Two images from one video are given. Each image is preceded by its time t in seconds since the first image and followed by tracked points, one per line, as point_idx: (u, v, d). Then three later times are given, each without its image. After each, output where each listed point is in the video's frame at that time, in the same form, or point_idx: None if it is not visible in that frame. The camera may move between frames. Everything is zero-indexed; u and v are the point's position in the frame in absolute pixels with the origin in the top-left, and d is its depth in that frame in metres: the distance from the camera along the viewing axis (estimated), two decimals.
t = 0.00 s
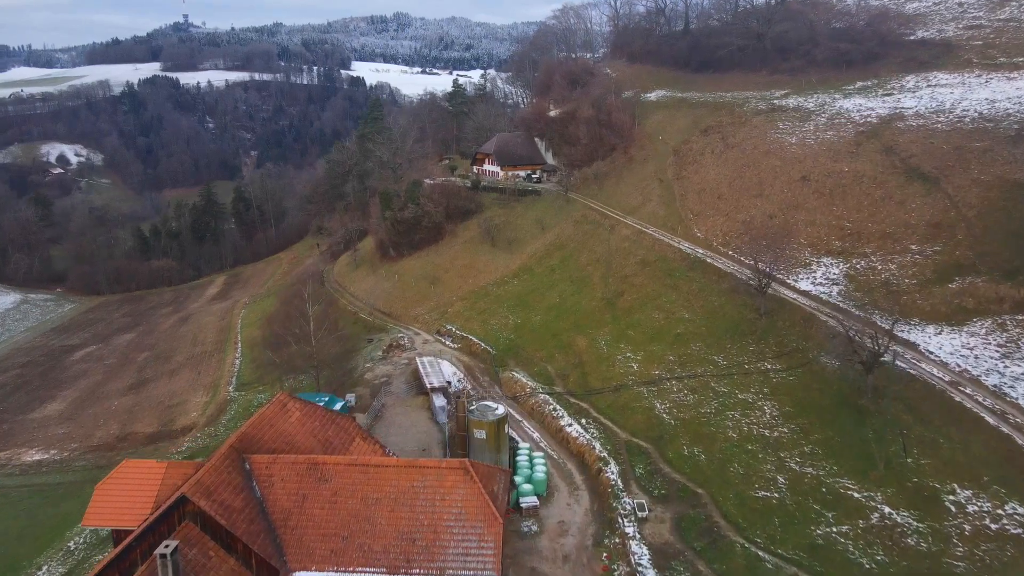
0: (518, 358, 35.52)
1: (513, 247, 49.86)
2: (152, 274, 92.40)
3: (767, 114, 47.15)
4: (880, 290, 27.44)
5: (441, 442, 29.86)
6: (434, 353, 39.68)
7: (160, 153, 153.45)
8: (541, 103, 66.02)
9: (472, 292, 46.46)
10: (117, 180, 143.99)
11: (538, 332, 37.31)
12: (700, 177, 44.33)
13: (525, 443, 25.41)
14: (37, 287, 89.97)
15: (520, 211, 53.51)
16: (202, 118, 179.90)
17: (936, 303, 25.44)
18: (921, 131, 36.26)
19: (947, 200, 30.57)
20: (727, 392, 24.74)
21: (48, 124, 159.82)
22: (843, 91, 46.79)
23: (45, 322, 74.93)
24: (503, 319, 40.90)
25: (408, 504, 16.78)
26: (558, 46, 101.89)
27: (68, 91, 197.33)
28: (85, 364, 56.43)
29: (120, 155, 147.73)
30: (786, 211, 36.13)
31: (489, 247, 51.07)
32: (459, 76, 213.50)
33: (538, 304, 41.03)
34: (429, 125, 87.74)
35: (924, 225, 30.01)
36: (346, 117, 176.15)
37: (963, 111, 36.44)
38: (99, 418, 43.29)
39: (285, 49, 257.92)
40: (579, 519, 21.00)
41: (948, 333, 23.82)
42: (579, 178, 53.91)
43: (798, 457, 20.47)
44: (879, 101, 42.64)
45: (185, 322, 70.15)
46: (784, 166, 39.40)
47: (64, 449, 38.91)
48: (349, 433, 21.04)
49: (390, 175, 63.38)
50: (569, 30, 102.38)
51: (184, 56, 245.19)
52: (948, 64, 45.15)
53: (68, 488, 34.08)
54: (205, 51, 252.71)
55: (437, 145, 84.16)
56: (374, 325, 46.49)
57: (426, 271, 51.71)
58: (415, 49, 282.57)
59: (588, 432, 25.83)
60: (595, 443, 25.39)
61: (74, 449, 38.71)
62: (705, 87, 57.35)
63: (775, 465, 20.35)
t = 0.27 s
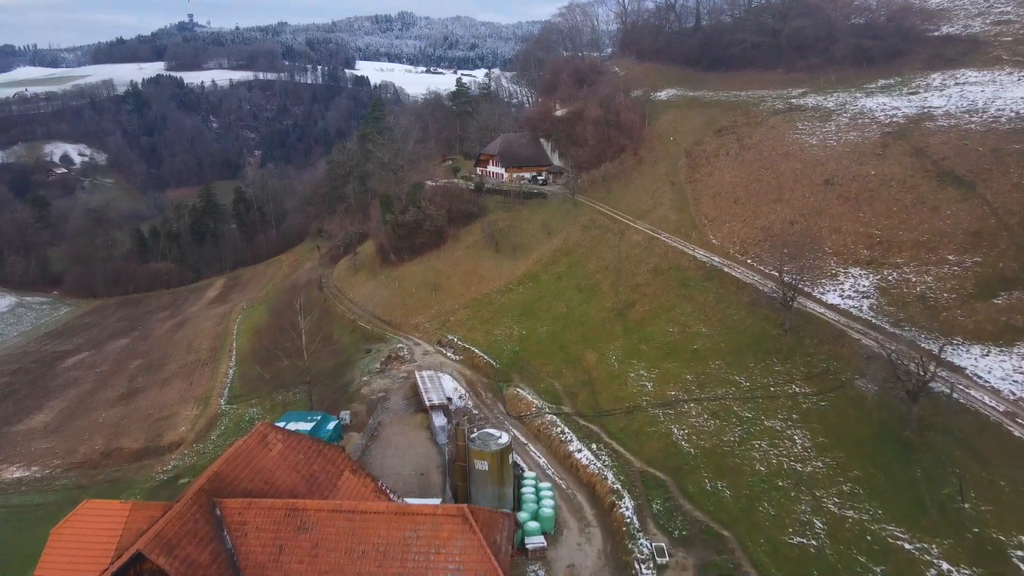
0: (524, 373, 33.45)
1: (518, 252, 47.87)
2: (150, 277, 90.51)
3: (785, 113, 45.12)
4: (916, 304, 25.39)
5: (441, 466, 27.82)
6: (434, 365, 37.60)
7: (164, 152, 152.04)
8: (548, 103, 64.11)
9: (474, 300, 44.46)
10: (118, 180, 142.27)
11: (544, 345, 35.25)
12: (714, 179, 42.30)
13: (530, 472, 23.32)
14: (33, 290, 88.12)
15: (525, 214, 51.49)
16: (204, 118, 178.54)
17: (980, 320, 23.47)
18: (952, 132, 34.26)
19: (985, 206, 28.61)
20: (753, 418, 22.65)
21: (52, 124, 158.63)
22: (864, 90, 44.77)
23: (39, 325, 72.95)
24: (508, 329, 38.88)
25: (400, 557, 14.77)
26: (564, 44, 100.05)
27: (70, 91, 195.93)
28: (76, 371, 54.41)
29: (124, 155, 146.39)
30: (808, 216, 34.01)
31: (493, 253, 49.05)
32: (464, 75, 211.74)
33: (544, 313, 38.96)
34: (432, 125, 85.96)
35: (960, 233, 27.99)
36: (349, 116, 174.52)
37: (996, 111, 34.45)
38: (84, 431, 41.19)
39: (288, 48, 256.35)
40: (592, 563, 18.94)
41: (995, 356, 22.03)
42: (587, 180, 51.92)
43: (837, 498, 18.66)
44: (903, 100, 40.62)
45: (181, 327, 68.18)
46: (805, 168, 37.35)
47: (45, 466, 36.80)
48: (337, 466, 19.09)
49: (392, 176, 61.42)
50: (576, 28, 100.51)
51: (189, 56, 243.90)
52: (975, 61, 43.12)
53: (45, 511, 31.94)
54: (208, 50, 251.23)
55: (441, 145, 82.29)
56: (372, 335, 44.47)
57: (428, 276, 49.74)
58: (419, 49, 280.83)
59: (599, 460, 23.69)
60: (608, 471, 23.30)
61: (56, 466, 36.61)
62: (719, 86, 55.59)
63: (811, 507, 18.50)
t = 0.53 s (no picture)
0: (530, 390, 31.39)
1: (524, 258, 45.88)
2: (149, 279, 88.78)
3: (806, 113, 43.04)
4: (960, 322, 23.38)
5: (441, 493, 25.80)
6: (435, 380, 35.60)
7: (169, 152, 150.68)
8: (555, 102, 62.07)
9: (478, 308, 42.47)
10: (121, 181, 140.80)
11: (552, 360, 33.24)
12: (731, 182, 40.21)
13: (537, 506, 21.34)
14: (31, 292, 86.47)
15: (532, 218, 49.52)
16: (209, 118, 177.08)
17: None
18: (990, 133, 32.16)
19: None
20: (784, 449, 20.64)
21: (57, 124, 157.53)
22: (889, 88, 42.63)
23: (35, 329, 71.20)
24: (513, 341, 36.88)
25: None
26: (571, 42, 97.97)
27: (76, 91, 194.86)
28: (68, 379, 52.56)
29: (129, 155, 145.10)
30: (835, 222, 31.86)
31: (498, 258, 47.05)
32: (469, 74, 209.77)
33: (551, 325, 36.94)
34: (436, 125, 84.02)
35: (1005, 242, 25.92)
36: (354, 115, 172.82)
37: None
38: (70, 445, 39.24)
39: (294, 48, 254.87)
40: None
41: None
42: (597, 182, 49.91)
43: (885, 548, 16.87)
44: (933, 98, 38.48)
45: (179, 331, 66.38)
46: (829, 171, 35.23)
47: (26, 484, 34.84)
48: (323, 507, 17.28)
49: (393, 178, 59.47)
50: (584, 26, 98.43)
51: (194, 55, 242.67)
52: (1008, 58, 40.94)
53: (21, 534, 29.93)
54: (214, 50, 249.96)
55: (446, 146, 80.36)
56: (371, 345, 42.50)
57: (431, 283, 47.81)
58: (424, 48, 278.96)
59: (612, 493, 21.68)
60: (622, 506, 21.28)
61: (38, 484, 34.65)
62: (734, 85, 53.55)
63: (857, 560, 16.68)
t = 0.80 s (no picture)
0: (539, 409, 29.34)
1: (532, 264, 43.85)
2: (150, 281, 87.22)
3: (829, 113, 40.91)
4: (1015, 344, 21.62)
5: (442, 525, 23.72)
6: (438, 396, 33.56)
7: (176, 152, 149.51)
8: (564, 102, 60.05)
9: (484, 318, 40.44)
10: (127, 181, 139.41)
11: (562, 377, 31.15)
12: (751, 186, 38.09)
13: (547, 548, 19.22)
14: (30, 293, 85.06)
15: (541, 223, 47.50)
16: (216, 117, 175.75)
17: None
18: None
19: None
20: (824, 490, 19.17)
21: (64, 124, 156.73)
22: (918, 86, 40.46)
23: (32, 333, 69.56)
24: (521, 355, 34.85)
25: None
26: (580, 41, 95.93)
27: (84, 91, 193.84)
28: (61, 386, 50.85)
29: (135, 155, 143.79)
30: (866, 230, 29.68)
31: (505, 265, 45.04)
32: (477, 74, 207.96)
33: (561, 338, 34.88)
34: (442, 125, 82.15)
35: None
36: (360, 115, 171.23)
37: None
38: (55, 460, 37.30)
39: (301, 47, 253.42)
40: None
41: None
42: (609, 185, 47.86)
43: None
44: (968, 97, 36.27)
45: (178, 336, 64.67)
46: (858, 174, 33.08)
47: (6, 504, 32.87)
48: (305, 557, 15.10)
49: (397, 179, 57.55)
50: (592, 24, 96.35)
51: (202, 54, 241.71)
52: None
53: None
54: (222, 50, 248.86)
55: (452, 147, 78.47)
56: (372, 356, 40.52)
57: (434, 290, 45.89)
58: (432, 47, 277.27)
59: (630, 532, 19.72)
60: (641, 547, 19.43)
61: (18, 504, 32.69)
62: (751, 84, 51.47)
63: None
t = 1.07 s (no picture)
0: (548, 431, 27.28)
1: (542, 272, 41.87)
2: (152, 283, 85.76)
3: (857, 112, 38.81)
4: None
5: (443, 562, 21.68)
6: (441, 413, 31.60)
7: (183, 152, 148.34)
8: (575, 101, 58.09)
9: (490, 328, 38.48)
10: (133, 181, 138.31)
11: (573, 395, 29.04)
12: (775, 190, 36.01)
13: None
14: (31, 296, 83.76)
15: (551, 228, 45.53)
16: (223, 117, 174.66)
17: None
18: None
19: None
20: (873, 539, 17.65)
21: (73, 123, 155.98)
22: (952, 85, 38.34)
23: (30, 336, 68.13)
24: (530, 370, 32.83)
25: None
26: (590, 39, 93.90)
27: (92, 91, 193.17)
28: (55, 394, 49.22)
29: (143, 155, 142.84)
30: (903, 240, 27.54)
31: (513, 272, 43.09)
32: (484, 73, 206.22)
33: (572, 352, 32.84)
34: (449, 125, 80.28)
35: None
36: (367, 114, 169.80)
37: None
38: (42, 476, 35.56)
39: (308, 46, 252.14)
40: None
41: None
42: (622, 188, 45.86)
43: None
44: (1007, 96, 34.17)
45: (177, 341, 63.04)
46: (892, 179, 31.00)
47: None
48: None
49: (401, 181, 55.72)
50: (602, 21, 94.30)
51: (210, 54, 240.81)
52: None
53: None
54: (230, 49, 247.92)
55: (459, 148, 76.62)
56: (373, 368, 38.65)
57: (439, 297, 44.00)
58: (439, 47, 275.66)
59: None
60: None
61: None
62: (771, 82, 49.37)
63: None
